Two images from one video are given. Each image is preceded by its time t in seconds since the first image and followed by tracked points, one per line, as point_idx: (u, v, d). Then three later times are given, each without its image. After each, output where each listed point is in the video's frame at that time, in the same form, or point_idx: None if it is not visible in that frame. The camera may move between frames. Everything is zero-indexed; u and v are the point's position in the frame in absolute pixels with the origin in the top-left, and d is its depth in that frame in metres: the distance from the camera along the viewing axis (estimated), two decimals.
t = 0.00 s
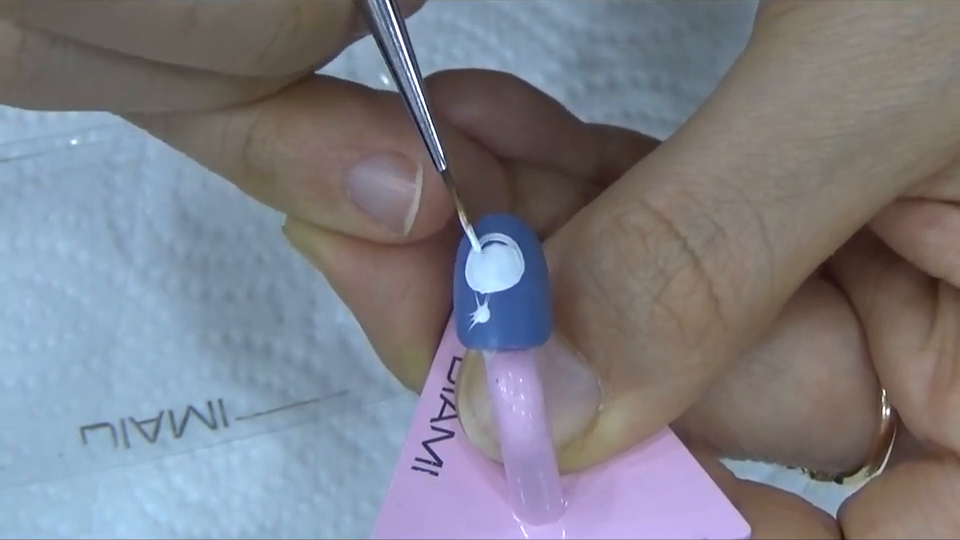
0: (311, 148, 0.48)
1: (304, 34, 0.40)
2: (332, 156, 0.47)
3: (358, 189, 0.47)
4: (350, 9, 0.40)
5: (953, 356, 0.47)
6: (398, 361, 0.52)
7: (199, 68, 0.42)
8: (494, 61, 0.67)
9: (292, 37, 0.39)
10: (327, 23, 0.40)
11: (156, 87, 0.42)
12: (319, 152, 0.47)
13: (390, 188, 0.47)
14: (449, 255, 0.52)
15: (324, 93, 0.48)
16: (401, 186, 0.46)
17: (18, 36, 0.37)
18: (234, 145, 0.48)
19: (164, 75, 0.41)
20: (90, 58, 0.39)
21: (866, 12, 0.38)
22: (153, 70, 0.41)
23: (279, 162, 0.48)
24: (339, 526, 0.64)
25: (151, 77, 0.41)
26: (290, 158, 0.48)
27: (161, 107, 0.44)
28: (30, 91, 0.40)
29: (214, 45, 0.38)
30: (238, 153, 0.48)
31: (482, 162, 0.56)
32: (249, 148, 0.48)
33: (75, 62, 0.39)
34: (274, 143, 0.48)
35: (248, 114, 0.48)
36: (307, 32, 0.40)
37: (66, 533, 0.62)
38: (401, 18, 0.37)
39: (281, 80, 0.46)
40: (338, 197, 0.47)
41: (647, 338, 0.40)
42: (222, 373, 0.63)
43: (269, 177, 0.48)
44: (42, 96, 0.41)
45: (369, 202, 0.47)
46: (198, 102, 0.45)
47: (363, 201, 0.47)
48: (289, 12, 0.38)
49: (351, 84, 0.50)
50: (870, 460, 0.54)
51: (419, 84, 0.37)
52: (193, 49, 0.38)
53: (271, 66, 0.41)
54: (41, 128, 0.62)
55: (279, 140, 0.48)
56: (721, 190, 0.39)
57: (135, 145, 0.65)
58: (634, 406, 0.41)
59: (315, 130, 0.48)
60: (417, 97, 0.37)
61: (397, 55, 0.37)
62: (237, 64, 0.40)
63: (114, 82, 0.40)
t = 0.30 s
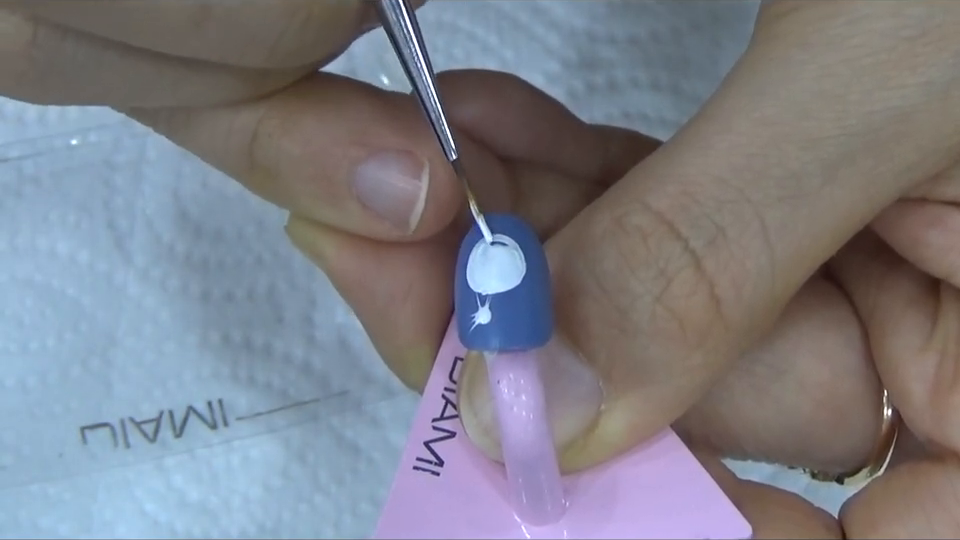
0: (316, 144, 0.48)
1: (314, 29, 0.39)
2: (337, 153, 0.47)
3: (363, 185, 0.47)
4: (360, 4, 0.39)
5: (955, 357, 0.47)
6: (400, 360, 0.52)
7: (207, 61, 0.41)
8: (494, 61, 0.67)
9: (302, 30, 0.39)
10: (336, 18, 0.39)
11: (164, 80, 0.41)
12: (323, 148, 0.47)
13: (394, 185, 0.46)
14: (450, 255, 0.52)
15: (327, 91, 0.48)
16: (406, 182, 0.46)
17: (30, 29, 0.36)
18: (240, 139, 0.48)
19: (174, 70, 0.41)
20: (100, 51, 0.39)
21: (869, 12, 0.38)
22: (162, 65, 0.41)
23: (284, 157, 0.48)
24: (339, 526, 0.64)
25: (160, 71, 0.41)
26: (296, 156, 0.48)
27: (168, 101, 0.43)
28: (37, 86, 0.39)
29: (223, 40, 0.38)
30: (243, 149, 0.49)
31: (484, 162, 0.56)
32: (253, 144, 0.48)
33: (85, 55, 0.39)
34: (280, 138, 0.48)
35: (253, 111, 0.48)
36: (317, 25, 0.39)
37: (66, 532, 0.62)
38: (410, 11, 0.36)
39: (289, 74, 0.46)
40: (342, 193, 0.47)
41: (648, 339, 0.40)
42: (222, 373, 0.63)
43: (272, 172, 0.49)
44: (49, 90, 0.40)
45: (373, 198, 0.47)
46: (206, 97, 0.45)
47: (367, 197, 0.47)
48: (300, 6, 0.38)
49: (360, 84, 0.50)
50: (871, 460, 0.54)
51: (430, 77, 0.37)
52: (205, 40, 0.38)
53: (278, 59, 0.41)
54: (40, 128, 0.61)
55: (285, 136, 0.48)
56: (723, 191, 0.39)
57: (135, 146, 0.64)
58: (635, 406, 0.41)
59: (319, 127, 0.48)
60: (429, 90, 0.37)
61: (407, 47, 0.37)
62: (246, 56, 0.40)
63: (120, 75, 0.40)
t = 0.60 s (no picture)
0: (321, 148, 0.47)
1: (326, 35, 0.39)
2: (342, 156, 0.47)
3: (369, 192, 0.47)
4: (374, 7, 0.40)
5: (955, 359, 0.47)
6: (401, 362, 0.52)
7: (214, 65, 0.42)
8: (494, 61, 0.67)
9: (315, 36, 0.39)
10: (348, 24, 0.40)
11: (172, 85, 0.42)
12: (328, 152, 0.47)
13: (400, 191, 0.46)
14: (451, 257, 0.52)
15: (334, 94, 0.48)
16: (411, 190, 0.46)
17: (41, 32, 0.36)
18: (245, 144, 0.48)
19: (184, 75, 0.41)
20: (109, 54, 0.39)
21: (869, 16, 0.38)
22: (169, 68, 0.41)
23: (289, 161, 0.48)
24: (339, 526, 0.64)
25: (169, 76, 0.41)
26: (301, 159, 0.48)
27: (175, 105, 0.43)
28: (46, 90, 0.39)
29: (231, 45, 0.38)
30: (248, 153, 0.48)
31: (486, 165, 0.56)
32: (259, 149, 0.48)
33: (95, 59, 0.39)
34: (285, 142, 0.48)
35: (260, 115, 0.47)
36: (329, 30, 0.39)
37: (66, 533, 0.62)
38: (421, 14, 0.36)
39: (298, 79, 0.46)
40: (347, 198, 0.48)
41: (649, 342, 0.40)
42: (222, 373, 0.63)
43: (278, 177, 0.49)
44: (56, 95, 0.40)
45: (379, 203, 0.47)
46: (216, 101, 0.45)
47: (372, 202, 0.47)
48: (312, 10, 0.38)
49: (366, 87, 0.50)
50: (873, 462, 0.54)
51: (440, 79, 0.37)
52: (216, 47, 0.38)
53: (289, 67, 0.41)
54: (41, 128, 0.61)
55: (290, 140, 0.48)
56: (724, 194, 0.39)
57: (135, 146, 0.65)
58: (636, 409, 0.41)
59: (324, 130, 0.47)
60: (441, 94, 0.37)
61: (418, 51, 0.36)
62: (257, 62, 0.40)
63: (126, 77, 0.40)
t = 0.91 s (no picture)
0: (320, 146, 0.47)
1: (327, 32, 0.38)
2: (342, 155, 0.47)
3: (368, 188, 0.47)
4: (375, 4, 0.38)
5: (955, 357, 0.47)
6: (400, 361, 0.52)
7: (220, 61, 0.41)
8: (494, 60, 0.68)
9: (316, 32, 0.38)
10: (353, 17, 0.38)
11: (173, 78, 0.41)
12: (328, 150, 0.47)
13: (399, 188, 0.46)
14: (450, 256, 0.52)
15: (331, 92, 0.48)
16: (411, 186, 0.46)
17: (43, 27, 0.38)
18: (246, 141, 0.48)
19: (187, 68, 0.41)
20: (113, 49, 0.39)
21: (868, 14, 0.38)
22: (174, 61, 0.41)
23: (289, 158, 0.48)
24: (339, 526, 0.63)
25: (171, 69, 0.41)
26: (300, 157, 0.48)
27: (176, 101, 0.43)
28: (50, 85, 0.40)
29: (232, 42, 0.38)
30: (247, 149, 0.48)
31: (486, 162, 0.56)
32: (258, 144, 0.48)
33: (98, 55, 0.39)
34: (285, 139, 0.48)
35: (261, 111, 0.47)
36: (330, 27, 0.38)
37: (67, 532, 0.60)
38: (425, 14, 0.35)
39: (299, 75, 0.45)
40: (346, 196, 0.48)
41: (648, 340, 0.40)
42: (222, 372, 0.63)
43: (277, 173, 0.48)
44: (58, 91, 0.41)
45: (379, 201, 0.47)
46: (216, 97, 0.44)
47: (372, 200, 0.47)
48: (312, 8, 0.37)
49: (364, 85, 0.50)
50: (871, 461, 0.54)
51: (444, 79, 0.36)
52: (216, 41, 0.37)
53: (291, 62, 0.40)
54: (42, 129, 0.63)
55: (290, 137, 0.47)
56: (722, 191, 0.39)
57: (135, 145, 0.66)
58: (635, 408, 0.41)
59: (323, 127, 0.47)
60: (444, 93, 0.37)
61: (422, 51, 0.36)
62: (258, 57, 0.39)
63: (128, 81, 0.41)
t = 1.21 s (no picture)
0: (312, 144, 0.47)
1: (312, 31, 0.38)
2: (336, 153, 0.47)
3: (361, 185, 0.47)
4: None
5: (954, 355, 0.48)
6: (399, 360, 0.52)
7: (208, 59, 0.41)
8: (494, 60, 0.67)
9: (302, 29, 0.37)
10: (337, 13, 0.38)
11: (164, 77, 0.41)
12: (320, 148, 0.47)
13: (392, 185, 0.46)
14: (448, 254, 0.52)
15: (326, 91, 0.48)
16: (404, 183, 0.46)
17: (31, 26, 0.38)
18: (239, 139, 0.48)
19: (175, 68, 0.41)
20: (101, 47, 0.39)
21: (867, 13, 0.39)
22: (161, 60, 0.40)
23: (283, 156, 0.48)
24: (339, 527, 0.63)
25: (160, 67, 0.41)
26: (294, 154, 0.48)
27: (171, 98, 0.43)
28: (41, 84, 0.40)
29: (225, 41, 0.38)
30: (241, 146, 0.48)
31: (484, 159, 0.56)
32: (252, 143, 0.48)
33: (86, 55, 0.39)
34: (279, 138, 0.47)
35: (253, 109, 0.47)
36: (315, 26, 0.38)
37: (66, 533, 0.61)
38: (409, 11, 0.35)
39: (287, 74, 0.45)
40: (341, 194, 0.48)
41: (648, 339, 0.40)
42: (222, 372, 0.63)
43: (272, 173, 0.48)
44: (50, 89, 0.41)
45: (373, 199, 0.47)
46: (208, 95, 0.44)
47: (365, 198, 0.47)
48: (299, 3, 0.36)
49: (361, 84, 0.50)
50: (871, 459, 0.54)
51: (429, 76, 0.36)
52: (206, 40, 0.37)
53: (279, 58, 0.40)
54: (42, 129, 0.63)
55: (284, 136, 0.47)
56: (722, 190, 0.39)
57: (135, 145, 0.66)
58: (633, 406, 0.41)
59: (315, 124, 0.47)
60: (427, 87, 0.37)
61: (405, 45, 0.36)
62: (245, 54, 0.39)
63: (120, 79, 0.41)
